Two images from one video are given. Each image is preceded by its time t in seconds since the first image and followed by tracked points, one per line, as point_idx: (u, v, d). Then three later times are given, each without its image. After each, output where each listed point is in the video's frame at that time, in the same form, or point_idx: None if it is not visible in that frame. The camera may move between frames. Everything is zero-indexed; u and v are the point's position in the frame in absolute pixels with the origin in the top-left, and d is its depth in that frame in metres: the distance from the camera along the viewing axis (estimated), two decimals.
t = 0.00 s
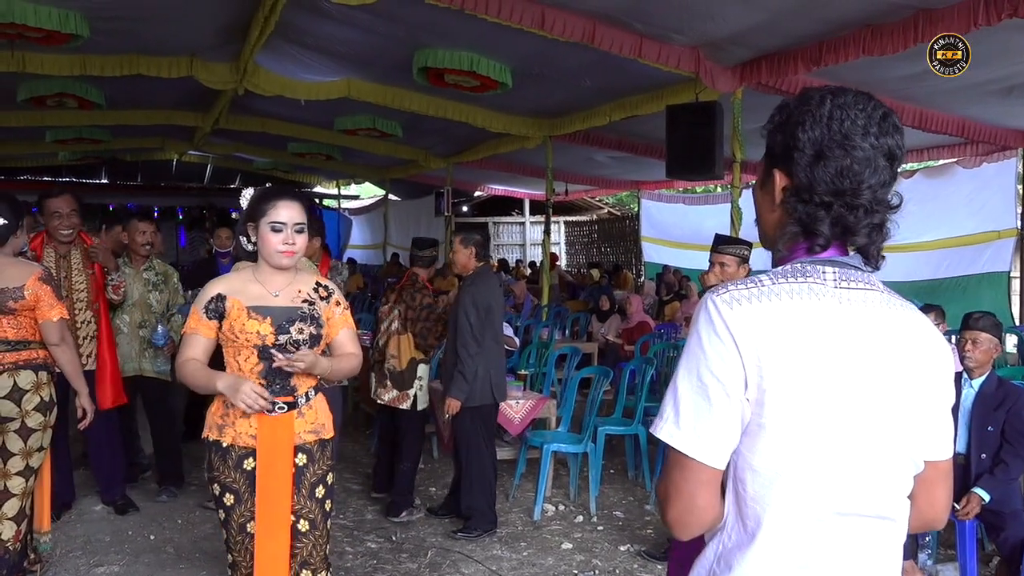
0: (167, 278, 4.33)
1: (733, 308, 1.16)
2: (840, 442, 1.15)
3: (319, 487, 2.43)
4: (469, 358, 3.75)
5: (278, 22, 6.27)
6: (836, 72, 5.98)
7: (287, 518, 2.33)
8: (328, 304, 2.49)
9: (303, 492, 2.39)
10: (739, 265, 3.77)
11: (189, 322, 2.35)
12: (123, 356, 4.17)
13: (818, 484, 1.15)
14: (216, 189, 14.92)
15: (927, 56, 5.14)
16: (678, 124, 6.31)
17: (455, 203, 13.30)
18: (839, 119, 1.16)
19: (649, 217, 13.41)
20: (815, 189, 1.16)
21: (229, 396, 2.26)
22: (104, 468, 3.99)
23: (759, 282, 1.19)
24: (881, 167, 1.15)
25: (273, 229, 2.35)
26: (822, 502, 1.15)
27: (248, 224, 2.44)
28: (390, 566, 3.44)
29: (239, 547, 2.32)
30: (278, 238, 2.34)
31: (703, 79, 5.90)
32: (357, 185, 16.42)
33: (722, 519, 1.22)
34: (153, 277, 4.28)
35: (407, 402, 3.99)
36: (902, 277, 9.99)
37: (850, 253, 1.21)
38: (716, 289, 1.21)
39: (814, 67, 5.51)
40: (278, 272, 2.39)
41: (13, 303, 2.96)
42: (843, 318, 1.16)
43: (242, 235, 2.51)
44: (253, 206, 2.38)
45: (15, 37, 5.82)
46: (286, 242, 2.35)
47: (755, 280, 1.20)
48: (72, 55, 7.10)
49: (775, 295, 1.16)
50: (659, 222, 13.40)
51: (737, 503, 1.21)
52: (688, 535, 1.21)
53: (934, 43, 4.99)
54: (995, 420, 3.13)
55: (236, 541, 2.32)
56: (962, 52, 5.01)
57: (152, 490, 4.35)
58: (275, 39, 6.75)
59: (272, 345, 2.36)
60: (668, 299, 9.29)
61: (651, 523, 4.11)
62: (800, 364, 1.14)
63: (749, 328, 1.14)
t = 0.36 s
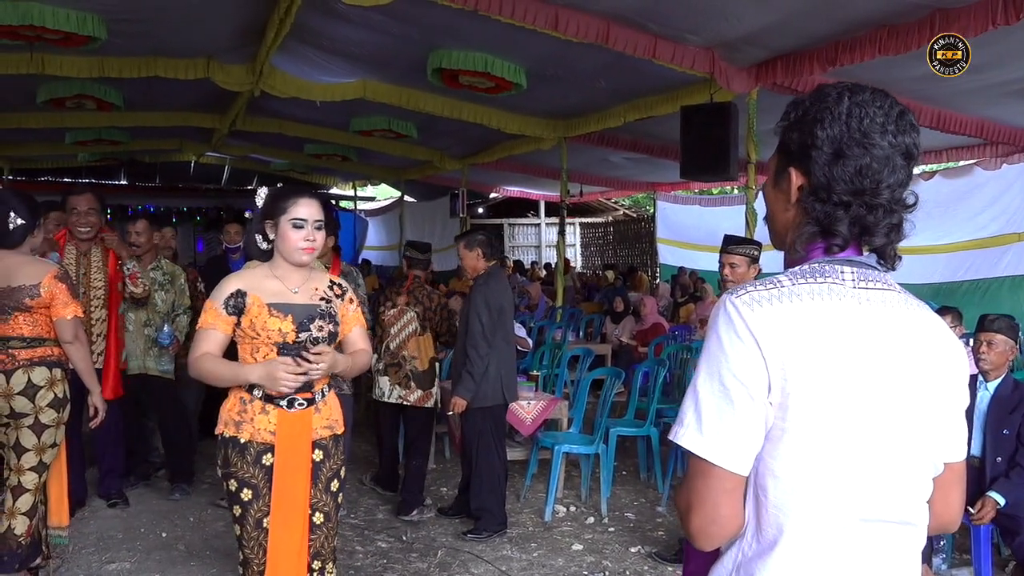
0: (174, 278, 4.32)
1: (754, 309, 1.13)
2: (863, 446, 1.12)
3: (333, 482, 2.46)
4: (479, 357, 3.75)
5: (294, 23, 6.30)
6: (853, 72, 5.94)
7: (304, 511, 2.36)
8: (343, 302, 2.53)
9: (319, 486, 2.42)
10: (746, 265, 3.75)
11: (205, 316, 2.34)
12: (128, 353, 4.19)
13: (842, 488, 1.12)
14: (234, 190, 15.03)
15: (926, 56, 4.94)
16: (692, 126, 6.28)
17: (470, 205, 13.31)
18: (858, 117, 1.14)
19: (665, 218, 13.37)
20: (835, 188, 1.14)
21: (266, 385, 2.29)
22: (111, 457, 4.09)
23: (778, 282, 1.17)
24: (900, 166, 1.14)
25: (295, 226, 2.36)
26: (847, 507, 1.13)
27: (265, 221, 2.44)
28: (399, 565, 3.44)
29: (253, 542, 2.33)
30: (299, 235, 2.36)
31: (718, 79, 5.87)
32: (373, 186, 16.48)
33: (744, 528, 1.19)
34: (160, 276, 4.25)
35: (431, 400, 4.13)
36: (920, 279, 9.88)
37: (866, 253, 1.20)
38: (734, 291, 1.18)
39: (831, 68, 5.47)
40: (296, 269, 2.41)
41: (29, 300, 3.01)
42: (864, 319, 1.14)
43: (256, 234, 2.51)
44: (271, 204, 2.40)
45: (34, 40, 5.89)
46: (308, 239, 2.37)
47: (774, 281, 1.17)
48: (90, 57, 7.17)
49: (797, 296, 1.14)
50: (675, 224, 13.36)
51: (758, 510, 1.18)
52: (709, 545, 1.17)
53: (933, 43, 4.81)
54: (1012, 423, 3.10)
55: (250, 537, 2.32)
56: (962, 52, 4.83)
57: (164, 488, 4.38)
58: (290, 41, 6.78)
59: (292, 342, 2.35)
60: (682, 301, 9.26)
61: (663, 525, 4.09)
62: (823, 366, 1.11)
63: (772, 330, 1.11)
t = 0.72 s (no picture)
0: (186, 279, 4.31)
1: (764, 304, 1.13)
2: (871, 441, 1.13)
3: (352, 475, 2.49)
4: (495, 358, 3.75)
5: (303, 26, 6.34)
6: (861, 72, 5.93)
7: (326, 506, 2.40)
8: (358, 298, 2.57)
9: (339, 480, 2.45)
10: (743, 262, 3.75)
11: (225, 314, 2.35)
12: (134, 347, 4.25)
13: (851, 483, 1.13)
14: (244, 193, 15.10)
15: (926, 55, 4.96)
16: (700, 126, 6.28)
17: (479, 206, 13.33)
18: (869, 115, 1.14)
19: (674, 219, 13.36)
20: (843, 186, 1.14)
21: (294, 378, 2.30)
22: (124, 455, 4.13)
23: (787, 277, 1.17)
24: (908, 165, 1.14)
25: (320, 224, 2.39)
26: (856, 502, 1.13)
27: (285, 220, 2.45)
28: (409, 565, 3.45)
29: (275, 537, 2.36)
30: (324, 234, 2.39)
31: (726, 80, 5.86)
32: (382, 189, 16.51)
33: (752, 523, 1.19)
34: (171, 277, 4.25)
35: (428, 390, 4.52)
36: (932, 280, 9.89)
37: (874, 249, 1.20)
38: (743, 285, 1.18)
39: (839, 68, 5.46)
40: (314, 266, 2.44)
41: (52, 299, 3.05)
42: (872, 314, 1.14)
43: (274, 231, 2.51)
44: (293, 203, 2.41)
45: (46, 44, 5.95)
46: (332, 239, 2.41)
47: (782, 276, 1.17)
48: (101, 61, 7.22)
49: (806, 291, 1.14)
50: (684, 225, 13.34)
51: (766, 505, 1.18)
52: (718, 540, 1.17)
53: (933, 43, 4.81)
54: (1021, 422, 3.09)
55: (271, 532, 2.36)
56: (962, 51, 4.82)
57: (174, 488, 4.41)
58: (299, 43, 6.82)
59: (312, 338, 2.39)
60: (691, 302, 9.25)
61: (672, 525, 4.08)
62: (831, 361, 1.11)
63: (781, 324, 1.11)
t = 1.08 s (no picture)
0: (201, 279, 4.37)
1: (770, 302, 1.15)
2: (877, 436, 1.15)
3: (370, 471, 2.54)
4: (523, 342, 3.81)
5: (313, 30, 6.39)
6: (869, 73, 5.94)
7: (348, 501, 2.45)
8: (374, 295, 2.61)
9: (359, 476, 2.50)
10: (750, 263, 3.77)
11: (248, 316, 2.38)
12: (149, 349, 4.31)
13: (857, 478, 1.15)
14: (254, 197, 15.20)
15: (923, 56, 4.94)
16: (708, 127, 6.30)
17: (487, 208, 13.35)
18: (886, 120, 1.17)
19: (683, 220, 13.37)
20: (859, 190, 1.17)
21: (314, 382, 2.36)
22: (139, 455, 4.18)
23: (794, 275, 1.19)
24: (918, 170, 1.17)
25: (343, 233, 2.42)
26: (860, 495, 1.15)
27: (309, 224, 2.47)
28: (420, 564, 3.48)
29: (299, 532, 2.40)
30: (347, 243, 2.42)
31: (734, 82, 5.88)
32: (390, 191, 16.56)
33: (760, 519, 1.21)
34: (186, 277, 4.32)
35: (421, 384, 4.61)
36: (943, 280, 9.88)
37: (881, 249, 1.22)
38: (750, 283, 1.20)
39: (848, 69, 5.46)
40: (333, 270, 2.47)
41: (80, 301, 3.08)
42: (879, 312, 1.17)
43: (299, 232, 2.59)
44: (318, 207, 2.43)
45: (59, 49, 6.00)
46: (354, 247, 2.44)
47: (790, 274, 1.19)
48: (113, 65, 7.29)
49: (813, 288, 1.16)
50: (693, 226, 13.33)
51: (772, 500, 1.20)
52: (724, 532, 1.19)
53: (932, 43, 4.82)
54: None
55: (294, 526, 2.39)
56: (963, 51, 4.85)
57: (187, 487, 4.46)
58: (309, 47, 6.86)
59: (331, 339, 2.45)
60: (700, 303, 9.26)
61: (682, 525, 4.11)
62: (838, 358, 1.13)
63: (788, 322, 1.14)
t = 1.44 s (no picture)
0: (215, 280, 4.46)
1: (778, 301, 1.20)
2: (877, 431, 1.20)
3: (385, 467, 2.61)
4: (534, 340, 3.87)
5: (324, 33, 6.46)
6: (877, 76, 5.96)
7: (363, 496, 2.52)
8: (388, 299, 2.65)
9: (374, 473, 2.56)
10: (763, 264, 3.80)
11: (268, 317, 2.46)
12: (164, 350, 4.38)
13: (857, 471, 1.19)
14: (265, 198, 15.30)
15: (922, 56, 4.94)
16: (717, 130, 6.34)
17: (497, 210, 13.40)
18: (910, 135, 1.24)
19: (691, 222, 13.38)
20: (888, 197, 1.23)
21: (322, 384, 2.39)
22: (154, 453, 4.25)
23: (800, 277, 1.24)
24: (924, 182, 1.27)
25: (364, 238, 2.46)
26: (859, 489, 1.20)
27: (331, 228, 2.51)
28: (430, 561, 3.54)
29: (316, 525, 2.46)
30: (369, 247, 2.46)
31: (742, 85, 5.92)
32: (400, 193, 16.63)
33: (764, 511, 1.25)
34: (200, 279, 4.42)
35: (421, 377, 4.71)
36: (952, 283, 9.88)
37: (884, 252, 1.28)
38: (757, 284, 1.25)
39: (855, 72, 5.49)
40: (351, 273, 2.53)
41: (106, 301, 3.24)
42: (880, 313, 1.21)
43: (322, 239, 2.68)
44: (342, 213, 2.47)
45: (75, 53, 6.10)
46: (374, 253, 2.47)
47: (796, 276, 1.24)
48: (128, 69, 7.38)
49: (817, 290, 1.21)
50: (701, 228, 13.34)
51: (773, 491, 1.25)
52: (728, 520, 1.23)
53: (931, 43, 4.84)
54: None
55: (311, 519, 2.45)
56: (963, 51, 4.80)
57: (201, 485, 4.53)
58: (321, 50, 6.94)
59: (345, 340, 2.51)
60: (708, 305, 9.28)
61: (688, 524, 4.15)
62: (841, 356, 1.18)
63: (795, 321, 1.18)
